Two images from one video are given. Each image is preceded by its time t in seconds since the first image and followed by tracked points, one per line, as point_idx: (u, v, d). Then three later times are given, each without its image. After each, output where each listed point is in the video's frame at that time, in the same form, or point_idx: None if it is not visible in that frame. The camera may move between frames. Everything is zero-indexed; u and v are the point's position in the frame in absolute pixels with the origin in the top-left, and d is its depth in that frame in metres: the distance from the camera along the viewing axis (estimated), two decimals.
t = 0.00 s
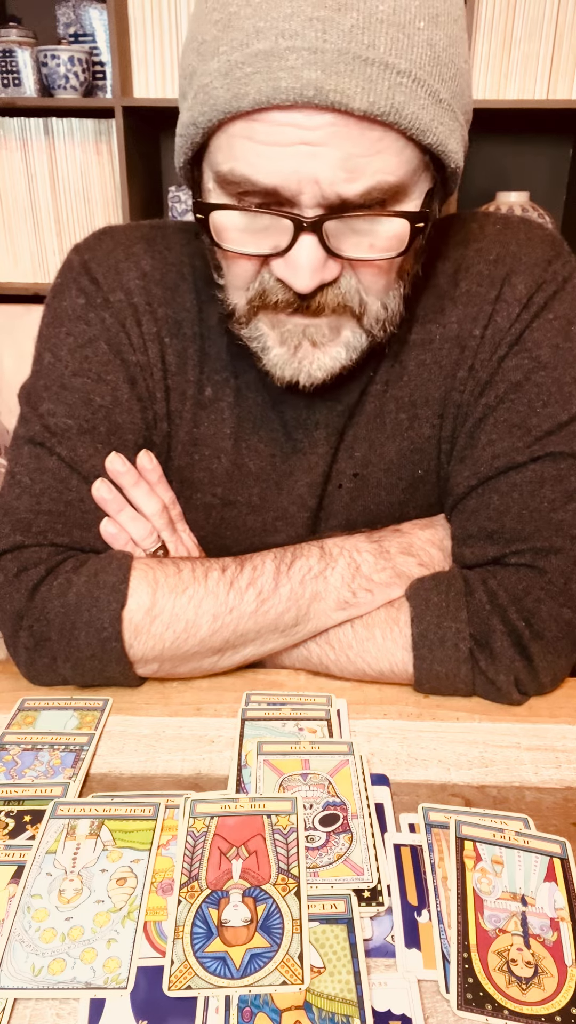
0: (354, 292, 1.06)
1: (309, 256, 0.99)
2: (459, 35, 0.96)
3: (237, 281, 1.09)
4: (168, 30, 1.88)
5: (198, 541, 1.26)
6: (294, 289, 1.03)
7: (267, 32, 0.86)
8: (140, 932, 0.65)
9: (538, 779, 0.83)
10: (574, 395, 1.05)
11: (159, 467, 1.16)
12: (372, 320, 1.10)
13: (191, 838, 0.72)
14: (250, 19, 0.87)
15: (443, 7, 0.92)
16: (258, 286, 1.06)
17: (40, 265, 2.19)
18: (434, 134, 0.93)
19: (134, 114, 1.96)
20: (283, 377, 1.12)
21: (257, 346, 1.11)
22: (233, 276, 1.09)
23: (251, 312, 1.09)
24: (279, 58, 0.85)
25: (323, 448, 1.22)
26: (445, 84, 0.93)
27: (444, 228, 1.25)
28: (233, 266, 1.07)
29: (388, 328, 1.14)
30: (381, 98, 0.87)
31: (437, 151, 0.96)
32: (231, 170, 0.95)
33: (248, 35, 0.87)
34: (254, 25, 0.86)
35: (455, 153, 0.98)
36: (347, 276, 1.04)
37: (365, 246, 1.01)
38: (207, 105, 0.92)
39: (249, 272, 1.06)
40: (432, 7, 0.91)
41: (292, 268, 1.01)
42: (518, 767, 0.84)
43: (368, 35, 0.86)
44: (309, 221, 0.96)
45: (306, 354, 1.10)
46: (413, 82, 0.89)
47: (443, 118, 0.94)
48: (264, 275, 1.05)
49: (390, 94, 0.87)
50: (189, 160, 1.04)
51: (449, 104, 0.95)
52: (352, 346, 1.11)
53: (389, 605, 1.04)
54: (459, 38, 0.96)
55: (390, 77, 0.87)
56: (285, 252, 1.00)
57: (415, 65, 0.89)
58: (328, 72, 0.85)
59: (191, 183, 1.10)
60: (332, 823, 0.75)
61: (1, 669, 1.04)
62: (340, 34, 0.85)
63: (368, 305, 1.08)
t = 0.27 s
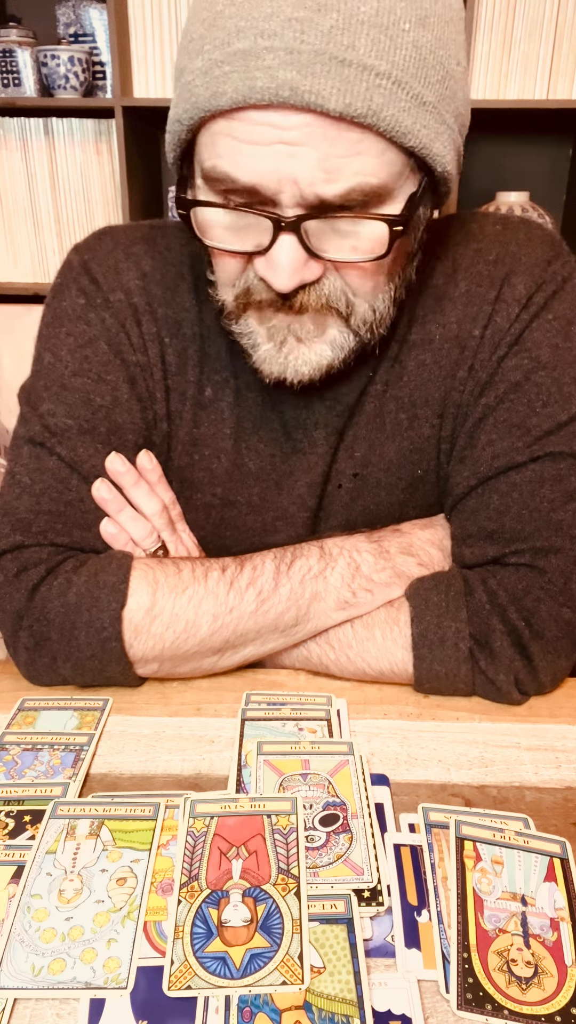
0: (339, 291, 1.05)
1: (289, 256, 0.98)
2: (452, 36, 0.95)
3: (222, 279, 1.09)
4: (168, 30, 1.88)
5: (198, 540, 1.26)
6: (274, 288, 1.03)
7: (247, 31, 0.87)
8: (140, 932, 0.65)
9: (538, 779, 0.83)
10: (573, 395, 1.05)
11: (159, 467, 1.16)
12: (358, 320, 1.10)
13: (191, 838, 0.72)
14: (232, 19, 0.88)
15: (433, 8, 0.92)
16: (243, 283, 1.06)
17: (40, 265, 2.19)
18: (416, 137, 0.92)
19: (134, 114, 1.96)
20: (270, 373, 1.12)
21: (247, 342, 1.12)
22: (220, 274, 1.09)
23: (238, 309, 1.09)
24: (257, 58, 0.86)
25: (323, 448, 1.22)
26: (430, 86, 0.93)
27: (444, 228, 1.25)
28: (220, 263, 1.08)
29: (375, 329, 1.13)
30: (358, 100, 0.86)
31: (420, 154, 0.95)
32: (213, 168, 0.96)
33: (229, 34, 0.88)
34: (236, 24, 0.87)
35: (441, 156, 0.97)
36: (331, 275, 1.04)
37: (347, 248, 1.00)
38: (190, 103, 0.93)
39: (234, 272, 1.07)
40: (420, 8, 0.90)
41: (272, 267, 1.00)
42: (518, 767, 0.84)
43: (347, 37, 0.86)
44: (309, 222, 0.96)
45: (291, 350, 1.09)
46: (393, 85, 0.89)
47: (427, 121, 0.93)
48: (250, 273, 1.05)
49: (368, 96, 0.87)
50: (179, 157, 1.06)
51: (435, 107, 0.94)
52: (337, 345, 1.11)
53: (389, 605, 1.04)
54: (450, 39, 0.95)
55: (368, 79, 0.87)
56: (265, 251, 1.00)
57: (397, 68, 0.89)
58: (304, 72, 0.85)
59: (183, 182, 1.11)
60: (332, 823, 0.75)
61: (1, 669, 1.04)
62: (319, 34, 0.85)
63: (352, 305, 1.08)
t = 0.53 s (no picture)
0: (314, 295, 1.05)
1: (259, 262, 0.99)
2: (431, 43, 0.94)
3: (204, 280, 1.10)
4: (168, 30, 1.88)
5: (198, 541, 1.26)
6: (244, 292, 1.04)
7: (215, 40, 0.87)
8: (141, 932, 0.65)
9: (538, 779, 0.83)
10: (573, 395, 1.05)
11: (159, 467, 1.16)
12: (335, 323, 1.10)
13: (191, 838, 0.72)
14: (203, 27, 0.89)
15: (410, 16, 0.91)
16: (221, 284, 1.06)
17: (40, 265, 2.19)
18: (382, 148, 0.92)
19: (134, 114, 1.96)
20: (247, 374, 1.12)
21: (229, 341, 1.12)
22: (203, 276, 1.10)
23: (218, 309, 1.10)
24: (220, 67, 0.87)
25: (322, 448, 1.23)
26: (401, 96, 0.92)
27: (443, 228, 1.25)
28: (200, 265, 1.09)
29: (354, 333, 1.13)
30: (318, 111, 0.86)
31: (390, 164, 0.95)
32: (188, 171, 0.97)
33: (199, 42, 0.89)
34: (206, 32, 0.88)
35: (411, 166, 0.97)
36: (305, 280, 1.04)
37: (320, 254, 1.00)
38: (163, 109, 0.96)
39: (214, 274, 1.07)
40: (395, 17, 0.89)
41: (241, 272, 1.01)
42: (518, 767, 0.84)
43: (311, 47, 0.86)
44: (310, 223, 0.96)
45: (266, 352, 1.09)
46: (357, 96, 0.88)
47: (396, 132, 0.93)
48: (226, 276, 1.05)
49: (328, 108, 0.87)
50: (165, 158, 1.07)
51: (406, 117, 0.93)
52: (316, 347, 1.11)
53: (389, 605, 1.04)
54: (429, 47, 0.94)
55: (330, 90, 0.87)
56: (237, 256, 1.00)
57: (362, 79, 0.88)
58: (264, 84, 0.86)
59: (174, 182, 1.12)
60: (332, 823, 0.75)
61: (1, 669, 1.04)
62: (281, 45, 0.85)
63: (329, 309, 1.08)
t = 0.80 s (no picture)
0: (311, 296, 1.05)
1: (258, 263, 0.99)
2: (424, 41, 0.94)
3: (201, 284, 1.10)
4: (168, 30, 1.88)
5: (198, 541, 1.26)
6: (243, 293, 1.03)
7: (208, 42, 0.87)
8: (141, 932, 0.65)
9: (538, 779, 0.83)
10: (572, 395, 1.05)
11: (158, 467, 1.16)
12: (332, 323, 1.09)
13: (191, 838, 0.72)
14: (195, 30, 0.89)
15: (402, 14, 0.91)
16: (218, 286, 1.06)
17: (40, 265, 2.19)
18: (378, 147, 0.92)
19: (133, 114, 1.96)
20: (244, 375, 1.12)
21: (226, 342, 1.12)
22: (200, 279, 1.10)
23: (213, 312, 1.10)
24: (214, 71, 0.87)
25: (322, 448, 1.23)
26: (396, 94, 0.92)
27: (442, 228, 1.25)
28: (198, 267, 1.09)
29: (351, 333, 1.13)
30: (312, 112, 0.87)
31: (386, 163, 0.95)
32: (184, 174, 0.97)
33: (192, 45, 0.89)
34: (198, 35, 0.88)
35: (408, 164, 0.97)
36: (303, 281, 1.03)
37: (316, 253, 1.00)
38: (158, 113, 0.95)
39: (210, 277, 1.07)
40: (387, 16, 0.89)
41: (240, 274, 1.01)
42: (518, 767, 0.85)
43: (304, 49, 0.86)
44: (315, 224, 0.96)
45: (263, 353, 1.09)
46: (351, 96, 0.88)
47: (391, 130, 0.93)
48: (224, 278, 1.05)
49: (323, 109, 0.87)
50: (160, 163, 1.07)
51: (401, 115, 0.93)
52: (312, 348, 1.10)
53: (389, 605, 1.04)
54: (422, 45, 0.94)
55: (324, 91, 0.87)
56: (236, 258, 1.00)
57: (356, 78, 0.88)
58: (258, 85, 0.86)
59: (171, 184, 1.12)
60: (332, 823, 0.75)
61: (1, 669, 1.04)
62: (275, 47, 0.85)
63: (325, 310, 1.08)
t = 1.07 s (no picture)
0: (357, 293, 1.06)
1: (313, 263, 0.99)
2: (445, 29, 0.96)
3: (236, 291, 1.09)
4: (168, 30, 1.88)
5: (198, 541, 1.26)
6: (298, 297, 1.03)
7: (259, 44, 0.86)
8: (140, 932, 0.65)
9: (538, 779, 0.83)
10: (572, 395, 1.05)
11: (159, 467, 1.16)
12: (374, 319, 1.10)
13: (190, 838, 0.72)
14: (240, 33, 0.87)
15: (429, 4, 0.93)
16: (262, 292, 1.06)
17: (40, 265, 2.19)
18: (431, 132, 0.93)
19: (133, 114, 1.96)
20: (290, 381, 1.12)
21: (263, 354, 1.12)
22: (233, 286, 1.09)
23: (254, 318, 1.09)
24: (274, 71, 0.85)
25: (322, 448, 1.23)
26: (436, 81, 0.94)
27: (442, 228, 1.25)
28: (234, 275, 1.07)
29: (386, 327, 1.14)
30: (378, 102, 0.87)
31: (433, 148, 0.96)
32: (229, 182, 0.95)
33: (239, 48, 0.87)
34: (241, 36, 0.87)
35: (450, 148, 0.98)
36: (350, 277, 1.04)
37: (367, 249, 1.01)
38: (203, 121, 0.92)
39: (251, 282, 1.07)
40: (419, 5, 0.91)
41: (297, 277, 1.00)
42: (518, 767, 0.85)
43: (360, 41, 0.86)
44: (315, 226, 0.96)
45: (313, 356, 1.09)
46: (408, 83, 0.89)
47: (438, 115, 0.94)
48: (267, 283, 1.05)
49: (387, 98, 0.88)
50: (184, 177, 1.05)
51: (441, 101, 0.95)
52: (356, 346, 1.11)
53: (388, 605, 1.04)
54: (445, 33, 0.96)
55: (385, 81, 0.87)
56: (289, 261, 1.00)
57: (406, 65, 0.89)
58: (325, 82, 0.85)
59: (186, 195, 1.10)
60: (332, 823, 0.75)
61: (1, 669, 1.04)
62: (333, 42, 0.85)
63: (370, 305, 1.08)
